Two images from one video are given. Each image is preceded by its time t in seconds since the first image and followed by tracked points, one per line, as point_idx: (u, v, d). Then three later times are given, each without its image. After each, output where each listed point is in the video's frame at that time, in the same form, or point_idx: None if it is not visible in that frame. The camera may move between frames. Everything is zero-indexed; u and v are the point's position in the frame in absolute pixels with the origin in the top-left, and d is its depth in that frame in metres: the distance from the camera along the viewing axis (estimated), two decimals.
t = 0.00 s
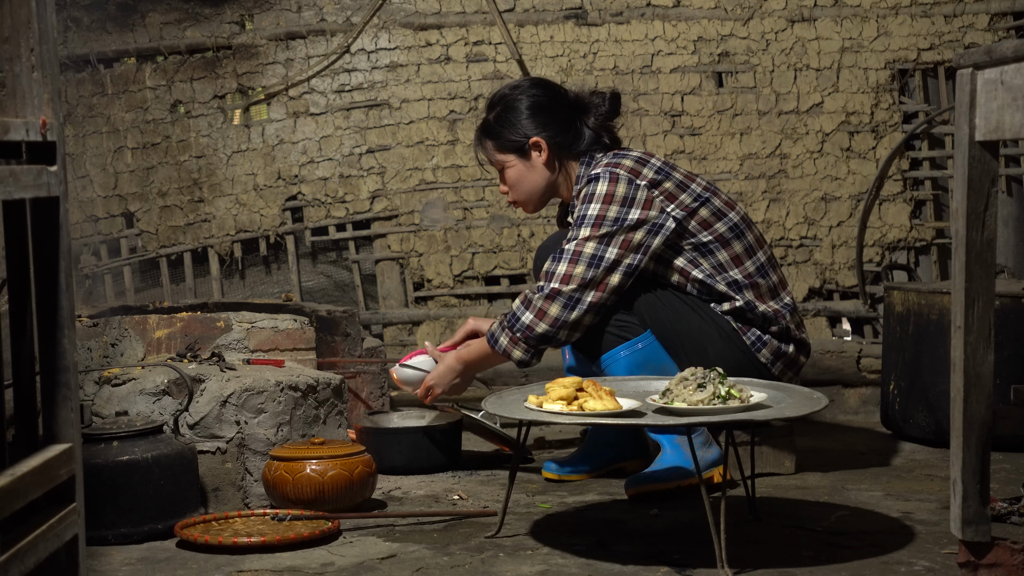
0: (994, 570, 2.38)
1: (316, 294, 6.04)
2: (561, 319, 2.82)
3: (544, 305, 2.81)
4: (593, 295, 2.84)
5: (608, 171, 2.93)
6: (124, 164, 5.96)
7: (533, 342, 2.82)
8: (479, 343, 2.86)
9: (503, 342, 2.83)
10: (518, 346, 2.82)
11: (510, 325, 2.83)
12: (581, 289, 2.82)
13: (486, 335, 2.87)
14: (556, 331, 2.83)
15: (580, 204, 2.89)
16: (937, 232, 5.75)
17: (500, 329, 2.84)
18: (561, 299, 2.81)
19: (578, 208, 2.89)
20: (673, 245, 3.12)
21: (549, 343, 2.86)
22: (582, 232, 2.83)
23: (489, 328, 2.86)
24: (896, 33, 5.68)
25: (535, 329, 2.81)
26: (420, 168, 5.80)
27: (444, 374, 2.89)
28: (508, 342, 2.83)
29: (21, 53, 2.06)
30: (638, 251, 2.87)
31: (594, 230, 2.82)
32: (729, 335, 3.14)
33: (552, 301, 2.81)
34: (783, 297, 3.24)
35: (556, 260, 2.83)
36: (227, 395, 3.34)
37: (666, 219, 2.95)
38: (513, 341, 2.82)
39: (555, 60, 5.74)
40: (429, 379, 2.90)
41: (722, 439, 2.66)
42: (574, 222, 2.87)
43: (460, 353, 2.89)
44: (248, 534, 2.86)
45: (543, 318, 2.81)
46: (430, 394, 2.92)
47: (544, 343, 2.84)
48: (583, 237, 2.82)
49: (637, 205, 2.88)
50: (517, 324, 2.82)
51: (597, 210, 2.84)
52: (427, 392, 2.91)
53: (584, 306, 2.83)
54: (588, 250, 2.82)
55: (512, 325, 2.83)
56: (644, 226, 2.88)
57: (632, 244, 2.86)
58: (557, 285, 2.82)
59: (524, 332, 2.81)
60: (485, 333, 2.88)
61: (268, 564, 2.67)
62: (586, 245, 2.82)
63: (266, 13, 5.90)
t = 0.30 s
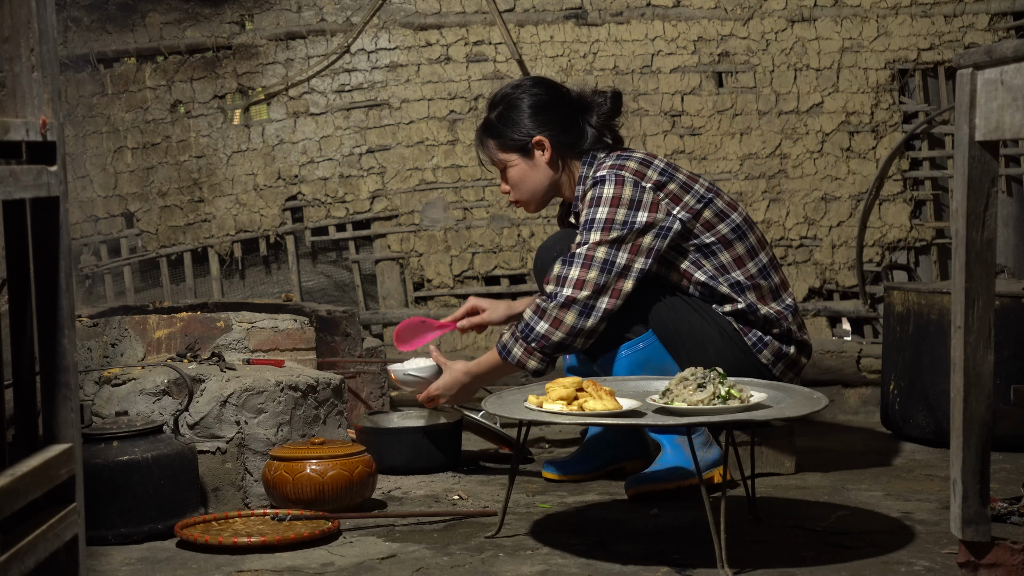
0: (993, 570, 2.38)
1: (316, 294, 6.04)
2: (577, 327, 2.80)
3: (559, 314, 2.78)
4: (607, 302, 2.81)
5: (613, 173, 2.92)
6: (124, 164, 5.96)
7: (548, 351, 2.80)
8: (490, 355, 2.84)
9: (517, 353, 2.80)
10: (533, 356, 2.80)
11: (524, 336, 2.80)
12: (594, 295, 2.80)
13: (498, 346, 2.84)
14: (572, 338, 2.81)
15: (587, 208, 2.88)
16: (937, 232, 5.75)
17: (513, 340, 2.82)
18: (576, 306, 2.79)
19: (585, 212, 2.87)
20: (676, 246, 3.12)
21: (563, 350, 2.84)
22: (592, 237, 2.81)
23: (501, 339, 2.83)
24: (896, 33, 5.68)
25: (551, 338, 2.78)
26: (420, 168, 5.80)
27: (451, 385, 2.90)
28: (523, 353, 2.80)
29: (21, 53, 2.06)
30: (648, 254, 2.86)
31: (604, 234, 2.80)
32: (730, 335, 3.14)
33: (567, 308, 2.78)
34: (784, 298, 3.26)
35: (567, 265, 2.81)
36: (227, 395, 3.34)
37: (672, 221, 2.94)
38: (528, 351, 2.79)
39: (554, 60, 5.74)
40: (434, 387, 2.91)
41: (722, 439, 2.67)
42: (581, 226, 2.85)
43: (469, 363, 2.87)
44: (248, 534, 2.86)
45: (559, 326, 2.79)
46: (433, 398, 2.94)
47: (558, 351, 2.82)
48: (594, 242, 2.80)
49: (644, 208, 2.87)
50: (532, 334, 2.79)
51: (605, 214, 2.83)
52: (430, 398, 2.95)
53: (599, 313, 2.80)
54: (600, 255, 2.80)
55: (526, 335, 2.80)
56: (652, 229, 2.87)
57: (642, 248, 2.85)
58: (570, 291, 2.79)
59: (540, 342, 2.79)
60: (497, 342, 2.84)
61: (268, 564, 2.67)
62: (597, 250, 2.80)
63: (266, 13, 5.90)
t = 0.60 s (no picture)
0: (993, 570, 2.38)
1: (316, 295, 6.04)
2: (598, 331, 2.79)
3: (579, 319, 2.78)
4: (625, 305, 2.80)
5: (619, 175, 2.92)
6: (124, 164, 5.96)
7: (568, 357, 2.82)
8: (508, 366, 2.87)
9: (537, 361, 2.83)
10: (552, 364, 2.83)
11: (543, 344, 2.82)
12: (612, 298, 2.79)
13: (516, 356, 2.86)
14: (592, 343, 2.81)
15: (596, 210, 2.88)
16: (937, 233, 5.75)
17: (532, 349, 2.84)
18: (595, 310, 2.78)
19: (594, 215, 2.87)
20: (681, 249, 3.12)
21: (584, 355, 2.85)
22: (604, 240, 2.80)
23: (520, 348, 2.85)
24: (896, 33, 5.68)
25: (572, 344, 2.79)
26: (420, 168, 5.80)
27: (464, 399, 2.91)
28: (543, 361, 2.83)
29: (21, 53, 2.06)
30: (660, 256, 2.85)
31: (617, 237, 2.80)
32: (733, 336, 3.14)
33: (587, 313, 2.78)
34: (786, 299, 3.25)
35: (582, 268, 2.80)
36: (227, 395, 3.34)
37: (679, 220, 2.94)
38: (547, 358, 2.82)
39: (554, 60, 5.74)
40: (450, 401, 2.90)
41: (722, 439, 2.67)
42: (592, 229, 2.85)
43: (483, 378, 2.89)
44: (248, 534, 2.86)
45: (580, 332, 2.79)
46: (444, 412, 2.93)
47: (579, 357, 2.83)
48: (607, 245, 2.80)
49: (653, 209, 2.86)
50: (552, 342, 2.80)
51: (615, 216, 2.83)
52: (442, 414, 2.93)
53: (618, 316, 2.80)
54: (615, 258, 2.80)
55: (546, 343, 2.81)
56: (662, 230, 2.87)
57: (654, 249, 2.85)
58: (587, 295, 2.79)
59: (561, 349, 2.80)
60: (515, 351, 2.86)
61: (268, 564, 2.67)
62: (611, 253, 2.80)
63: (266, 13, 5.90)
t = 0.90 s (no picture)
0: (993, 570, 2.38)
1: (316, 294, 6.04)
2: (611, 332, 2.79)
3: (591, 320, 2.77)
4: (636, 305, 2.80)
5: (625, 174, 2.92)
6: (124, 164, 5.96)
7: (580, 358, 2.81)
8: (519, 367, 2.93)
9: (549, 362, 2.83)
10: (565, 366, 2.83)
11: (555, 345, 2.81)
12: (624, 298, 2.78)
13: (528, 356, 2.87)
14: (605, 343, 2.80)
15: (603, 210, 2.88)
16: (937, 232, 5.74)
17: (544, 350, 2.84)
18: (607, 311, 2.77)
19: (602, 214, 2.87)
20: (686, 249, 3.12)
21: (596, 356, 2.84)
22: (613, 239, 2.80)
23: (531, 349, 2.86)
24: (896, 33, 5.68)
25: (584, 345, 2.78)
26: (420, 168, 5.80)
27: (472, 401, 2.94)
28: (555, 361, 2.83)
29: (21, 54, 2.06)
30: (669, 255, 2.86)
31: (625, 236, 2.80)
32: (736, 336, 3.13)
33: (600, 314, 2.77)
34: (788, 298, 3.26)
35: (593, 269, 2.80)
36: (227, 395, 3.34)
37: (685, 219, 2.94)
38: (560, 359, 2.82)
39: (554, 60, 5.74)
40: (456, 405, 2.92)
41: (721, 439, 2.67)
42: (600, 229, 2.85)
43: (490, 381, 2.93)
44: (247, 534, 2.86)
45: (593, 333, 2.78)
46: (452, 416, 2.95)
47: (591, 358, 2.82)
48: (617, 245, 2.80)
49: (660, 208, 2.87)
50: (564, 343, 2.80)
51: (624, 215, 2.83)
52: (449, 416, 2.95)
53: (630, 317, 2.79)
54: (625, 258, 2.79)
55: (559, 344, 2.81)
56: (670, 229, 2.87)
57: (662, 249, 2.85)
58: (599, 295, 2.78)
59: (573, 350, 2.79)
60: (527, 352, 2.87)
61: (268, 564, 2.67)
62: (622, 253, 2.80)
63: (266, 13, 5.90)
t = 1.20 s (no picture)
0: (993, 570, 2.38)
1: (316, 295, 6.04)
2: (600, 333, 2.78)
3: (580, 320, 2.77)
4: (626, 305, 2.79)
5: (622, 175, 2.92)
6: (124, 164, 5.96)
7: (569, 357, 2.81)
8: (508, 366, 2.86)
9: (537, 362, 2.83)
10: (553, 366, 2.83)
11: (544, 344, 2.81)
12: (613, 298, 2.78)
13: (516, 356, 2.86)
14: (594, 343, 2.80)
15: (599, 211, 2.88)
16: (937, 232, 5.75)
17: (533, 350, 2.84)
18: (597, 311, 2.77)
19: (597, 215, 2.87)
20: (682, 249, 3.12)
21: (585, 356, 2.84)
22: (606, 239, 2.80)
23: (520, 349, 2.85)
24: (896, 33, 5.68)
25: (572, 345, 2.78)
26: (420, 168, 5.80)
27: (463, 404, 2.89)
28: (543, 361, 2.83)
29: (21, 54, 2.06)
30: (662, 256, 2.85)
31: (619, 237, 2.80)
32: (736, 336, 3.13)
33: (589, 315, 2.77)
34: (787, 299, 3.26)
35: (584, 269, 2.80)
36: (227, 395, 3.34)
37: (681, 221, 2.94)
38: (548, 359, 2.82)
39: (554, 60, 5.74)
40: (448, 408, 2.88)
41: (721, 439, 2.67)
42: (594, 230, 2.85)
43: (481, 381, 2.87)
44: (248, 534, 2.86)
45: (581, 333, 2.78)
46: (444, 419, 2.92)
47: (580, 358, 2.82)
48: (609, 245, 2.79)
49: (655, 209, 2.86)
50: (552, 343, 2.79)
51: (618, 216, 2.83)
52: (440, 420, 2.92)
53: (620, 317, 2.79)
54: (616, 258, 2.79)
55: (547, 344, 2.80)
56: (665, 230, 2.86)
57: (656, 249, 2.84)
58: (589, 296, 2.78)
59: (561, 350, 2.79)
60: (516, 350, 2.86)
61: (268, 564, 2.67)
62: (613, 253, 2.79)
63: (266, 13, 5.90)
